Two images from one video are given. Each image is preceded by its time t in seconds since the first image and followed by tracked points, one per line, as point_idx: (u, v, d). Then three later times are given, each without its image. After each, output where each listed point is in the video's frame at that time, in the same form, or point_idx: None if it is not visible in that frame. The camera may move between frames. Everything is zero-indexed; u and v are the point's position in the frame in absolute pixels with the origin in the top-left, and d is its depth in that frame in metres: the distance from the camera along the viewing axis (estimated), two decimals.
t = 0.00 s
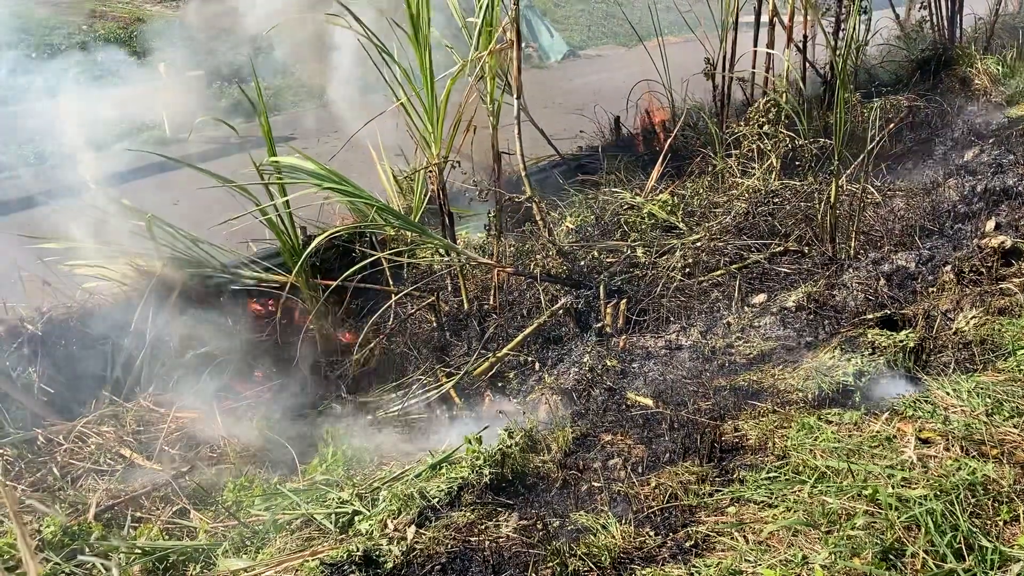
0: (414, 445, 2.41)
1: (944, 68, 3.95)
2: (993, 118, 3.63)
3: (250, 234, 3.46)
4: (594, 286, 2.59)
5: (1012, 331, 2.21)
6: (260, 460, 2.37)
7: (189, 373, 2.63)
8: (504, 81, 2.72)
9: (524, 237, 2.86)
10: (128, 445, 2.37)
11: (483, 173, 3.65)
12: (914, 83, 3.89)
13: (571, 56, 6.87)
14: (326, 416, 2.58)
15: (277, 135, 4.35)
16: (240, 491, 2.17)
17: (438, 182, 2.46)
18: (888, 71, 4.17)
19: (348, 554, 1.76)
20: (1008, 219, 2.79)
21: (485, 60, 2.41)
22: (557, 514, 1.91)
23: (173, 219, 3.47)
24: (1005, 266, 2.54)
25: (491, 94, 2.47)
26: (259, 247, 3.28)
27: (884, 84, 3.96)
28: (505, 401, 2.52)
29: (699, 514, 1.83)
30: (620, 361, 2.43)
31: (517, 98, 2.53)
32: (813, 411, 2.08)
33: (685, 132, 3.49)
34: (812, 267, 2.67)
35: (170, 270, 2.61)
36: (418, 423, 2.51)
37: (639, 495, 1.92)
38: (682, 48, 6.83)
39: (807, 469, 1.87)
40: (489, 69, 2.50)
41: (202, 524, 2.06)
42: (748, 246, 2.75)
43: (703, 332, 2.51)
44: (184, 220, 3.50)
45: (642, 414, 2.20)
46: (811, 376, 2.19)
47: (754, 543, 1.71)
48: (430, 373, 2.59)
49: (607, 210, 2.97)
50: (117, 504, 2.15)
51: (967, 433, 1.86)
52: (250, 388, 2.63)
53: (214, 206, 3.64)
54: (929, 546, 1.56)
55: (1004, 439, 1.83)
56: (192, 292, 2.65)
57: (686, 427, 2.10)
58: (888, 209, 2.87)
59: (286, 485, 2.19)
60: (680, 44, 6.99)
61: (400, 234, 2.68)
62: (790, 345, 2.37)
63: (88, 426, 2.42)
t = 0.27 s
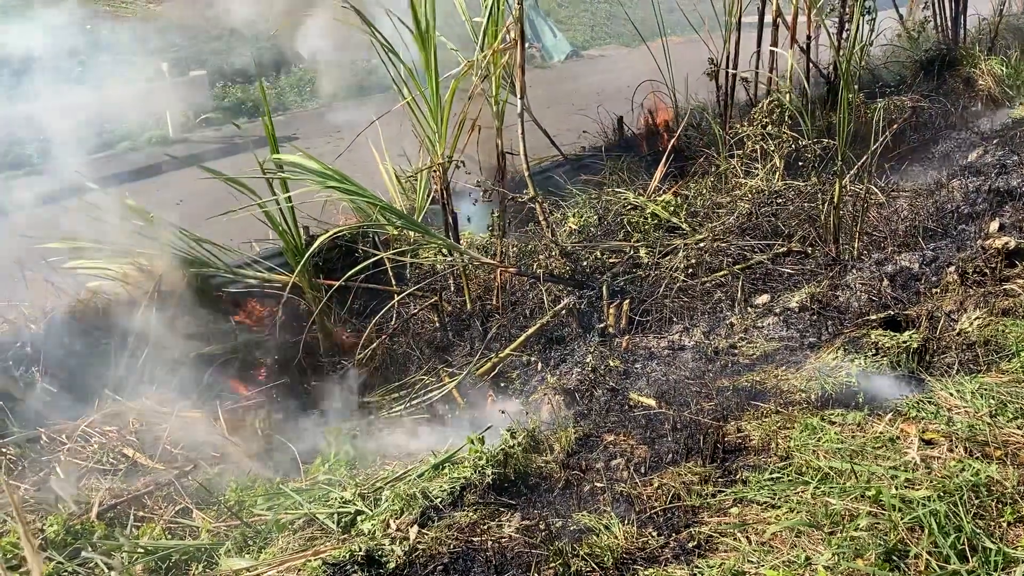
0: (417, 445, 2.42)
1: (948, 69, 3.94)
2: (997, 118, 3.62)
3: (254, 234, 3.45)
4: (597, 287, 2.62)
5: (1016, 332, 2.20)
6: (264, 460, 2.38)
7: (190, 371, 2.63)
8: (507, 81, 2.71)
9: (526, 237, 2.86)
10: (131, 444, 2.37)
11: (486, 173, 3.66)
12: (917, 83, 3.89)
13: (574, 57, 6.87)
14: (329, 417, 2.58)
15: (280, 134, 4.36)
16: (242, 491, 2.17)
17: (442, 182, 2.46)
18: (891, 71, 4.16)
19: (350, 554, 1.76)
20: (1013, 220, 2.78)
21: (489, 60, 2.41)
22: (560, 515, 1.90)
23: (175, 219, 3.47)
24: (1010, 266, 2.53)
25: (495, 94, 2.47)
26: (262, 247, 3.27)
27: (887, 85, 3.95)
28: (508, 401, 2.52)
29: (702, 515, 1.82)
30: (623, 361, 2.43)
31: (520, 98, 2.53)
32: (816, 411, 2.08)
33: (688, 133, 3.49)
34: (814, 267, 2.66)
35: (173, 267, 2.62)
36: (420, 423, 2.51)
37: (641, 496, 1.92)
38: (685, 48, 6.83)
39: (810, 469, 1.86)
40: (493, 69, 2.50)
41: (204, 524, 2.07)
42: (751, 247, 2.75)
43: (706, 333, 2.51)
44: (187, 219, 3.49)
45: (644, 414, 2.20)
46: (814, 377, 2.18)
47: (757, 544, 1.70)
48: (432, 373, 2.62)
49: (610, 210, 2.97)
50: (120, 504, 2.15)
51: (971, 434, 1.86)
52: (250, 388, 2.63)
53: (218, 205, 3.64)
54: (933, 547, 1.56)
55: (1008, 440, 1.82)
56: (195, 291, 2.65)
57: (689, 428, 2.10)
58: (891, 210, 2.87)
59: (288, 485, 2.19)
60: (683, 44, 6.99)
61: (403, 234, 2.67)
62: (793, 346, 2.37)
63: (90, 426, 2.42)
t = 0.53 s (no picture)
0: (421, 444, 2.43)
1: (953, 69, 3.94)
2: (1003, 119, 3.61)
3: (257, 232, 3.46)
4: (602, 287, 2.61)
5: (1022, 333, 2.19)
6: (269, 458, 2.39)
7: (194, 369, 2.63)
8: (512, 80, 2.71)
9: (531, 237, 2.86)
10: (136, 443, 2.38)
11: (491, 174, 3.67)
12: (922, 84, 3.88)
13: (579, 57, 6.88)
14: (333, 417, 2.59)
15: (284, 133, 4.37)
16: (247, 490, 2.18)
17: (446, 182, 2.46)
18: (896, 72, 4.16)
19: (355, 552, 1.76)
20: (1018, 221, 2.77)
21: (494, 60, 2.40)
22: (564, 514, 1.90)
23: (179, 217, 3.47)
24: (1015, 267, 2.53)
25: (500, 94, 2.47)
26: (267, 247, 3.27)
27: (892, 85, 3.95)
28: (512, 401, 2.52)
29: (707, 515, 1.82)
30: (627, 361, 2.43)
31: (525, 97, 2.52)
32: (821, 412, 2.08)
33: (693, 133, 3.49)
34: (819, 268, 2.66)
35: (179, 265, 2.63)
36: (424, 423, 2.52)
37: (646, 496, 1.92)
38: (689, 49, 6.82)
39: (816, 469, 1.86)
40: (498, 68, 2.49)
41: (209, 522, 2.07)
42: (756, 247, 2.75)
43: (710, 333, 2.51)
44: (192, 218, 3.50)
45: (649, 414, 2.20)
46: (819, 377, 2.18)
47: (762, 544, 1.70)
48: (436, 373, 2.62)
49: (614, 210, 2.96)
50: (125, 502, 2.15)
51: (976, 435, 1.86)
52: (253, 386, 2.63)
53: (222, 205, 3.64)
54: (938, 548, 1.56)
55: (1014, 441, 1.82)
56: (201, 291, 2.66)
57: (694, 428, 2.10)
58: (896, 210, 2.86)
59: (293, 484, 2.20)
60: (688, 44, 6.99)
61: (408, 234, 2.67)
62: (799, 346, 2.37)
63: (95, 424, 2.43)
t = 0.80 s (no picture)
0: (425, 443, 2.42)
1: (958, 70, 3.93)
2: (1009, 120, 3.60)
3: (260, 232, 3.47)
4: (605, 287, 2.60)
5: None
6: (273, 456, 2.38)
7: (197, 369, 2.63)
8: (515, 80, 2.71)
9: (534, 236, 2.86)
10: (140, 441, 2.38)
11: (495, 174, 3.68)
12: (927, 84, 3.87)
13: (582, 57, 6.88)
14: (337, 416, 2.59)
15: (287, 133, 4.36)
16: (252, 489, 2.19)
17: (449, 182, 2.46)
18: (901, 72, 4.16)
19: (359, 551, 1.76)
20: None
21: (497, 60, 2.40)
22: (568, 514, 1.90)
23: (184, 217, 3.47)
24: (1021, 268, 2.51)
25: (503, 94, 2.47)
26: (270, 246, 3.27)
27: (897, 85, 3.95)
28: (516, 401, 2.53)
29: (711, 515, 1.82)
30: (631, 361, 2.43)
31: (529, 97, 2.52)
32: (825, 412, 2.08)
33: (697, 133, 3.49)
34: (824, 268, 2.66)
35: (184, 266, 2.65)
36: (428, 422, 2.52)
37: (650, 496, 1.92)
38: (693, 49, 6.82)
39: (820, 470, 1.86)
40: (501, 68, 2.49)
41: (213, 521, 2.08)
42: (760, 247, 2.74)
43: (714, 333, 2.51)
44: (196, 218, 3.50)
45: (653, 414, 2.20)
46: (823, 377, 2.18)
47: (766, 544, 1.70)
48: (440, 373, 2.63)
49: (618, 210, 2.96)
50: (129, 501, 2.16)
51: (981, 436, 1.85)
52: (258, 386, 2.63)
53: (226, 205, 3.64)
54: (943, 548, 1.55)
55: (1019, 442, 1.81)
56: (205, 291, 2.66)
57: (698, 428, 2.11)
58: (900, 210, 2.86)
59: (296, 483, 2.20)
60: (691, 44, 6.99)
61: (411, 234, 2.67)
62: (802, 346, 2.37)
63: (99, 423, 2.43)
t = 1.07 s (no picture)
0: (428, 442, 2.42)
1: (963, 69, 3.92)
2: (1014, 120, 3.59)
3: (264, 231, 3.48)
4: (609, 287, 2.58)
5: None
6: (277, 458, 2.39)
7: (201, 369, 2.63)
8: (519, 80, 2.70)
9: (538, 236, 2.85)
10: (144, 440, 2.39)
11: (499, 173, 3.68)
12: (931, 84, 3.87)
13: (586, 57, 6.89)
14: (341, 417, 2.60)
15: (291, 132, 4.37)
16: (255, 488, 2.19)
17: (453, 182, 2.45)
18: (905, 72, 4.16)
19: (362, 551, 1.77)
20: None
21: (500, 60, 2.39)
22: (572, 514, 1.90)
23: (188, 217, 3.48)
24: None
25: (507, 94, 2.46)
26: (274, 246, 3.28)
27: (901, 85, 3.94)
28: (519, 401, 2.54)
29: (715, 515, 1.82)
30: (635, 361, 2.43)
31: (532, 97, 2.51)
32: (829, 414, 2.08)
33: (702, 133, 3.49)
34: (828, 268, 2.65)
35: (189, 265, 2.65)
36: (431, 422, 2.53)
37: (654, 496, 1.92)
38: (698, 48, 6.81)
39: (824, 471, 1.86)
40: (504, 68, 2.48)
41: (217, 520, 2.08)
42: (765, 247, 2.72)
43: (718, 333, 2.50)
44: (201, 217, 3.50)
45: (656, 414, 2.20)
46: (827, 378, 2.18)
47: (770, 545, 1.70)
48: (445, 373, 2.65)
49: (622, 210, 2.95)
50: (133, 499, 2.16)
51: (985, 437, 1.85)
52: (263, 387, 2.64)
53: (230, 204, 3.65)
54: (947, 550, 1.55)
55: None
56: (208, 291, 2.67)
57: (702, 429, 2.11)
58: (905, 210, 2.85)
59: (300, 482, 2.20)
60: (695, 44, 6.99)
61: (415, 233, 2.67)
62: (806, 347, 2.37)
63: (104, 421, 2.44)
